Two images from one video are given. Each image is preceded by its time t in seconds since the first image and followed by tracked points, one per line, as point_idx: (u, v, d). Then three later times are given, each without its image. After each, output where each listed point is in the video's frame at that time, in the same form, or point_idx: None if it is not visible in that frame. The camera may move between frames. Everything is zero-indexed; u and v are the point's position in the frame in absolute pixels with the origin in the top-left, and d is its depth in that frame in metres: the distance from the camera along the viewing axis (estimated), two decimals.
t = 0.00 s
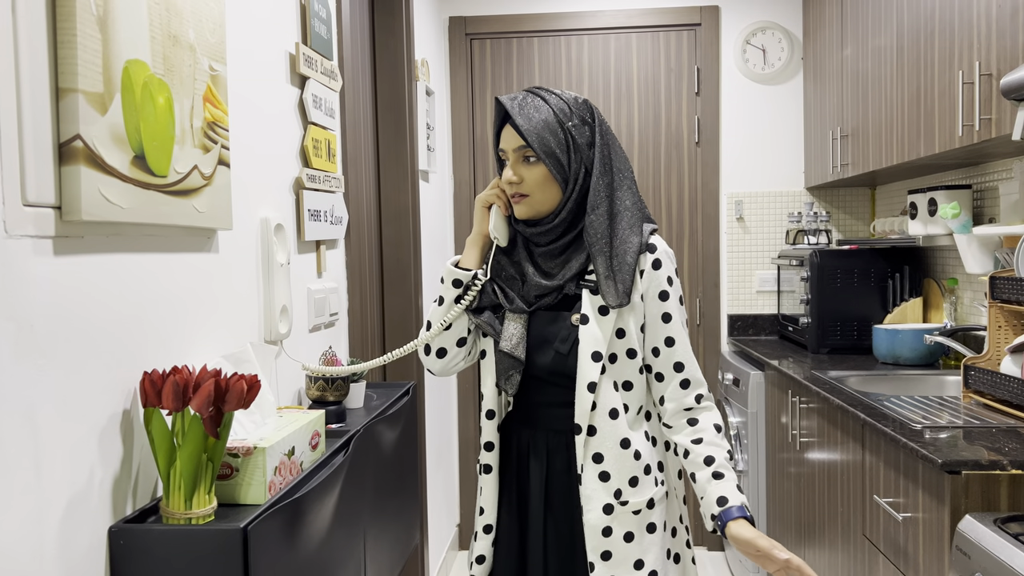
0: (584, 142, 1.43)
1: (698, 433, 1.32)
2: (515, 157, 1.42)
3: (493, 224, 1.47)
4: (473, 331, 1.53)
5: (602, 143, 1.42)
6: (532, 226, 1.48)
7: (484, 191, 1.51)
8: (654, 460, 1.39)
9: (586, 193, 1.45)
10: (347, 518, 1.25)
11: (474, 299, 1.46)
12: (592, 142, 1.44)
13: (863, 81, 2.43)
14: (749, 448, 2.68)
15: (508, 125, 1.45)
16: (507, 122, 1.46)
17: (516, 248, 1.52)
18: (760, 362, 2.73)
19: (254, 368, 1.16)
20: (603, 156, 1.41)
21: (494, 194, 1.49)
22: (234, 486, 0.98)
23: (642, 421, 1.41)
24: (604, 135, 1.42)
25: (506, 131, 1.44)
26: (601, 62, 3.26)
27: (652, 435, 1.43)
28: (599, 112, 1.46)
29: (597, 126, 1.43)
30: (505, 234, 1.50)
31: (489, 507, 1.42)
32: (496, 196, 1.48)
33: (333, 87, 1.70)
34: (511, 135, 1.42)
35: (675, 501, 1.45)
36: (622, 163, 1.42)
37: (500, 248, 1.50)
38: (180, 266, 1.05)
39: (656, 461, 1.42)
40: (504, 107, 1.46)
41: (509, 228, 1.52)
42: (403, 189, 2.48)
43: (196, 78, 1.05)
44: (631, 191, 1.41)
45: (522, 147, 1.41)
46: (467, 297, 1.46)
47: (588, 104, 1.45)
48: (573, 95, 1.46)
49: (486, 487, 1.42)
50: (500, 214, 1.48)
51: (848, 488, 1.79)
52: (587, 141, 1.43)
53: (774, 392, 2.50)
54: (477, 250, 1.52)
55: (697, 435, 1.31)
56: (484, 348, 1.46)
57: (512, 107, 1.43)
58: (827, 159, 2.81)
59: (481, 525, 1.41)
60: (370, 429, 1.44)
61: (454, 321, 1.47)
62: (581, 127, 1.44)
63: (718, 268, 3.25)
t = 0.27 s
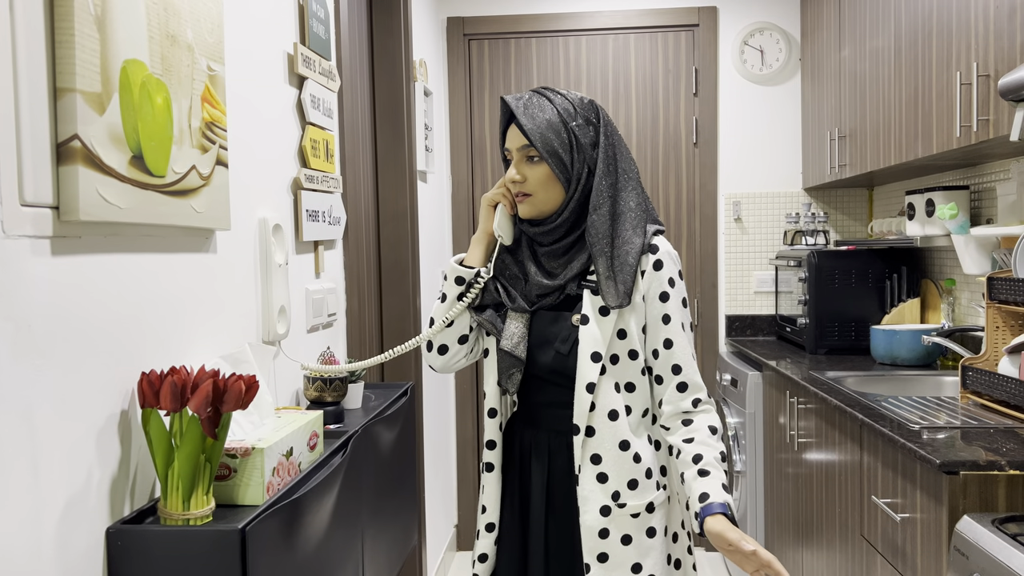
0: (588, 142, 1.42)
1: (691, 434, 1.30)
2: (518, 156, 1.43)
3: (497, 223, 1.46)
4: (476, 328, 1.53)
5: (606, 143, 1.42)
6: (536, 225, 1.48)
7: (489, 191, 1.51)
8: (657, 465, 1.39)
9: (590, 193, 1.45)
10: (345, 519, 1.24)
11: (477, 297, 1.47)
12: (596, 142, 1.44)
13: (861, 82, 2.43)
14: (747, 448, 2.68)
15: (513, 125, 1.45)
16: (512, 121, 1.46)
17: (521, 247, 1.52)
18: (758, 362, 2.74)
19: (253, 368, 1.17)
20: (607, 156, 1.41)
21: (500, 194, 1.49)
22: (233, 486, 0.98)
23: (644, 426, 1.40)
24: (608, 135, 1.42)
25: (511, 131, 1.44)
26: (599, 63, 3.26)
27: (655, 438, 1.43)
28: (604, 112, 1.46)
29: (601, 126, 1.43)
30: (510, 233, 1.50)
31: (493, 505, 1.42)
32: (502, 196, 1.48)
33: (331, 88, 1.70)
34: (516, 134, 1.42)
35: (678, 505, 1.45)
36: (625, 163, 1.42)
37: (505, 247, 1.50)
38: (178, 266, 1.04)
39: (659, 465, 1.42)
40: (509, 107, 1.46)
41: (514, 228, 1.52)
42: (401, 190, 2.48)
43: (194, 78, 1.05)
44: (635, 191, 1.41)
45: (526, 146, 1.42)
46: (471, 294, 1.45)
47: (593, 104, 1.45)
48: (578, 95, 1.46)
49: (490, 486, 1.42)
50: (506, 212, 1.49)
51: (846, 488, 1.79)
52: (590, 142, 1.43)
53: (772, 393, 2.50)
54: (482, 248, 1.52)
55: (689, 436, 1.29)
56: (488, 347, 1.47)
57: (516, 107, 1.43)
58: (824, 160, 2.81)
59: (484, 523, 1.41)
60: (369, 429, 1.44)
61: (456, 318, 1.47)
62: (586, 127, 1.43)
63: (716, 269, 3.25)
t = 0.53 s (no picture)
0: (588, 142, 1.42)
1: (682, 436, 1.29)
2: (519, 156, 1.43)
3: (498, 223, 1.46)
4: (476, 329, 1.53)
5: (607, 144, 1.41)
6: (537, 226, 1.47)
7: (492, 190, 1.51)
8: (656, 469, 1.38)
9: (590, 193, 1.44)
10: (344, 521, 1.24)
11: (476, 297, 1.47)
12: (597, 142, 1.43)
13: (860, 82, 2.43)
14: (745, 449, 2.68)
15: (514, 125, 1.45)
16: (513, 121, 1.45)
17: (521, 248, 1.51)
18: (756, 363, 2.74)
19: (252, 369, 1.16)
20: (608, 157, 1.40)
21: (502, 194, 1.49)
22: (231, 489, 0.97)
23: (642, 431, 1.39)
24: (609, 135, 1.41)
25: (512, 131, 1.44)
26: (597, 64, 3.26)
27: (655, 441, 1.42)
28: (605, 112, 1.45)
29: (602, 126, 1.42)
30: (511, 233, 1.49)
31: (492, 506, 1.42)
32: (503, 196, 1.48)
33: (330, 88, 1.70)
34: (517, 134, 1.42)
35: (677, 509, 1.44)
36: (627, 163, 1.41)
37: (506, 247, 1.50)
38: (176, 267, 1.04)
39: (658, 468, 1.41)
40: (510, 106, 1.45)
41: (515, 228, 1.51)
42: (398, 190, 2.47)
43: (192, 77, 1.05)
44: (636, 191, 1.40)
45: (526, 146, 1.42)
46: (470, 294, 1.45)
47: (594, 104, 1.44)
48: (579, 95, 1.45)
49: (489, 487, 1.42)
50: (507, 212, 1.48)
51: (845, 489, 1.79)
52: (591, 142, 1.42)
53: (770, 393, 2.50)
54: (483, 248, 1.52)
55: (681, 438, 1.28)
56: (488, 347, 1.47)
57: (517, 107, 1.42)
58: (823, 161, 2.81)
59: (485, 524, 1.41)
60: (368, 431, 1.43)
61: (456, 318, 1.47)
62: (586, 127, 1.43)
63: (714, 270, 3.25)
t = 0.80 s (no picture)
0: (586, 142, 1.41)
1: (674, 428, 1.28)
2: (516, 155, 1.42)
3: (491, 221, 1.46)
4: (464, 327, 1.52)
5: (605, 144, 1.40)
6: (532, 225, 1.46)
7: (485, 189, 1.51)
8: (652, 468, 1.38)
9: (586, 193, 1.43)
10: (341, 523, 1.23)
11: (466, 296, 1.46)
12: (594, 142, 1.43)
13: (858, 82, 2.43)
14: (744, 450, 2.67)
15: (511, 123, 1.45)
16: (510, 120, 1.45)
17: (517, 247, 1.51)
18: (754, 364, 2.73)
19: (247, 370, 1.15)
20: (605, 157, 1.39)
21: (495, 192, 1.48)
22: (227, 490, 0.97)
23: (637, 427, 1.40)
24: (606, 135, 1.40)
25: (509, 129, 1.43)
26: (596, 63, 3.25)
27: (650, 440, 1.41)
28: (603, 112, 1.45)
29: (600, 126, 1.41)
30: (502, 232, 1.48)
31: (485, 506, 1.41)
32: (496, 193, 1.48)
33: (327, 86, 1.69)
34: (513, 132, 1.42)
35: (673, 509, 1.44)
36: (624, 164, 1.41)
37: (496, 246, 1.49)
38: (172, 266, 1.03)
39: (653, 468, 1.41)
40: (508, 104, 1.45)
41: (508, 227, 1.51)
42: (396, 189, 2.46)
43: (188, 75, 1.04)
44: (633, 192, 1.39)
45: (523, 145, 1.41)
46: (460, 293, 1.44)
47: (592, 103, 1.43)
48: (577, 94, 1.45)
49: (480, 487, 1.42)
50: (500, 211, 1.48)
51: (844, 490, 1.79)
52: (589, 142, 1.42)
53: (769, 394, 2.50)
54: (474, 246, 1.50)
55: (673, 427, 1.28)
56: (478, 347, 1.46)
57: (514, 105, 1.42)
58: (821, 160, 2.81)
59: (478, 524, 1.40)
60: (365, 432, 1.43)
61: (446, 317, 1.46)
62: (584, 127, 1.42)
63: (712, 269, 3.25)
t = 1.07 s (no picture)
0: (586, 146, 1.41)
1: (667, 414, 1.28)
2: (513, 157, 1.39)
3: (482, 225, 1.42)
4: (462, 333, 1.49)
5: (605, 148, 1.41)
6: (524, 226, 1.45)
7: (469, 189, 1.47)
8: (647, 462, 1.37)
9: (583, 197, 1.43)
10: (339, 523, 1.22)
11: (461, 300, 1.43)
12: (593, 145, 1.43)
13: (858, 81, 2.43)
14: (743, 450, 2.67)
15: (506, 122, 1.42)
16: (505, 118, 1.43)
17: (506, 247, 1.48)
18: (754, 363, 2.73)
19: (245, 369, 1.14)
20: (606, 161, 1.40)
21: (482, 193, 1.45)
22: (224, 491, 0.96)
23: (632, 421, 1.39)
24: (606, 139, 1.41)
25: (506, 128, 1.41)
26: (594, 62, 3.24)
27: (646, 434, 1.41)
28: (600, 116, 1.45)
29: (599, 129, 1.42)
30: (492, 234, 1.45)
31: (477, 510, 1.40)
32: (484, 195, 1.44)
33: (325, 85, 1.68)
34: (511, 133, 1.40)
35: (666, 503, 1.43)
36: (623, 168, 1.42)
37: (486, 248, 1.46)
38: (169, 266, 1.02)
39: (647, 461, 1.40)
40: (504, 101, 1.42)
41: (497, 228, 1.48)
42: (394, 188, 2.45)
43: (185, 73, 1.03)
44: (632, 198, 1.41)
45: (522, 146, 1.39)
46: (455, 298, 1.42)
47: (590, 106, 1.44)
48: (575, 96, 1.44)
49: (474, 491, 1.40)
50: (488, 213, 1.45)
51: (844, 490, 1.78)
52: (588, 145, 1.42)
53: (768, 393, 2.49)
54: (463, 251, 1.46)
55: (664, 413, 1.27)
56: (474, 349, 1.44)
57: (513, 103, 1.40)
58: (820, 160, 2.81)
59: (470, 528, 1.39)
60: (363, 432, 1.42)
61: (442, 322, 1.43)
62: (584, 130, 1.42)
63: (711, 269, 3.24)
